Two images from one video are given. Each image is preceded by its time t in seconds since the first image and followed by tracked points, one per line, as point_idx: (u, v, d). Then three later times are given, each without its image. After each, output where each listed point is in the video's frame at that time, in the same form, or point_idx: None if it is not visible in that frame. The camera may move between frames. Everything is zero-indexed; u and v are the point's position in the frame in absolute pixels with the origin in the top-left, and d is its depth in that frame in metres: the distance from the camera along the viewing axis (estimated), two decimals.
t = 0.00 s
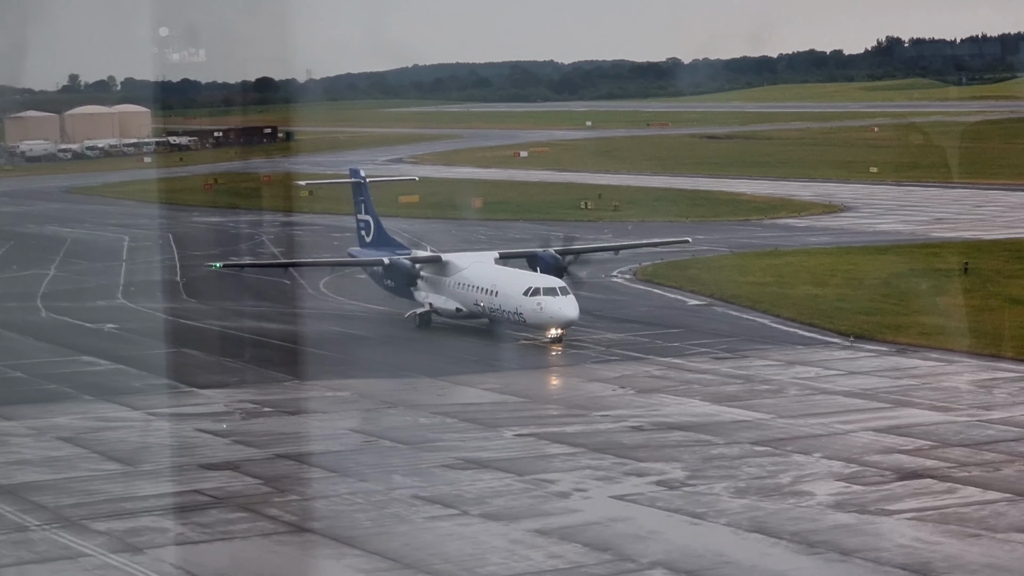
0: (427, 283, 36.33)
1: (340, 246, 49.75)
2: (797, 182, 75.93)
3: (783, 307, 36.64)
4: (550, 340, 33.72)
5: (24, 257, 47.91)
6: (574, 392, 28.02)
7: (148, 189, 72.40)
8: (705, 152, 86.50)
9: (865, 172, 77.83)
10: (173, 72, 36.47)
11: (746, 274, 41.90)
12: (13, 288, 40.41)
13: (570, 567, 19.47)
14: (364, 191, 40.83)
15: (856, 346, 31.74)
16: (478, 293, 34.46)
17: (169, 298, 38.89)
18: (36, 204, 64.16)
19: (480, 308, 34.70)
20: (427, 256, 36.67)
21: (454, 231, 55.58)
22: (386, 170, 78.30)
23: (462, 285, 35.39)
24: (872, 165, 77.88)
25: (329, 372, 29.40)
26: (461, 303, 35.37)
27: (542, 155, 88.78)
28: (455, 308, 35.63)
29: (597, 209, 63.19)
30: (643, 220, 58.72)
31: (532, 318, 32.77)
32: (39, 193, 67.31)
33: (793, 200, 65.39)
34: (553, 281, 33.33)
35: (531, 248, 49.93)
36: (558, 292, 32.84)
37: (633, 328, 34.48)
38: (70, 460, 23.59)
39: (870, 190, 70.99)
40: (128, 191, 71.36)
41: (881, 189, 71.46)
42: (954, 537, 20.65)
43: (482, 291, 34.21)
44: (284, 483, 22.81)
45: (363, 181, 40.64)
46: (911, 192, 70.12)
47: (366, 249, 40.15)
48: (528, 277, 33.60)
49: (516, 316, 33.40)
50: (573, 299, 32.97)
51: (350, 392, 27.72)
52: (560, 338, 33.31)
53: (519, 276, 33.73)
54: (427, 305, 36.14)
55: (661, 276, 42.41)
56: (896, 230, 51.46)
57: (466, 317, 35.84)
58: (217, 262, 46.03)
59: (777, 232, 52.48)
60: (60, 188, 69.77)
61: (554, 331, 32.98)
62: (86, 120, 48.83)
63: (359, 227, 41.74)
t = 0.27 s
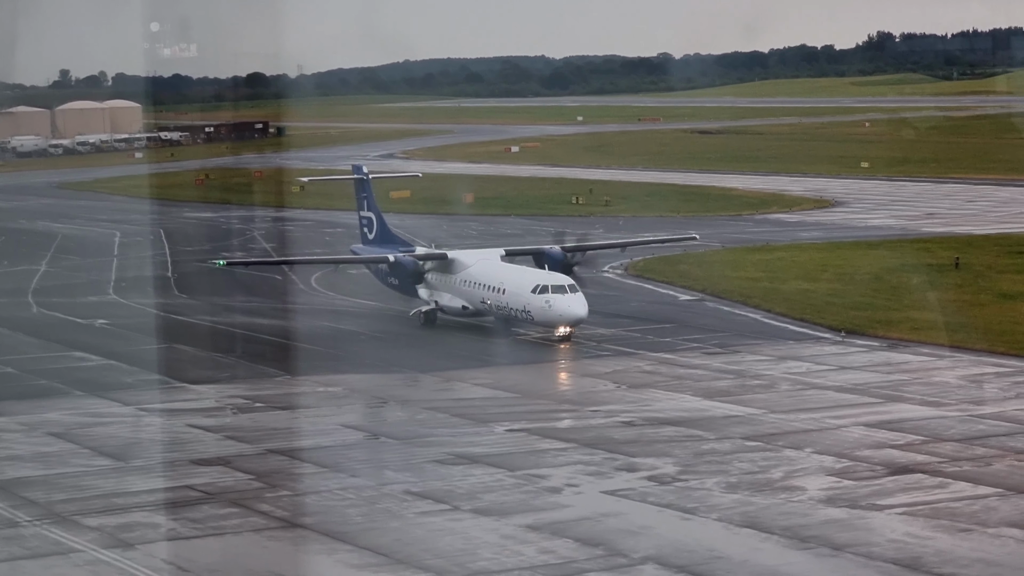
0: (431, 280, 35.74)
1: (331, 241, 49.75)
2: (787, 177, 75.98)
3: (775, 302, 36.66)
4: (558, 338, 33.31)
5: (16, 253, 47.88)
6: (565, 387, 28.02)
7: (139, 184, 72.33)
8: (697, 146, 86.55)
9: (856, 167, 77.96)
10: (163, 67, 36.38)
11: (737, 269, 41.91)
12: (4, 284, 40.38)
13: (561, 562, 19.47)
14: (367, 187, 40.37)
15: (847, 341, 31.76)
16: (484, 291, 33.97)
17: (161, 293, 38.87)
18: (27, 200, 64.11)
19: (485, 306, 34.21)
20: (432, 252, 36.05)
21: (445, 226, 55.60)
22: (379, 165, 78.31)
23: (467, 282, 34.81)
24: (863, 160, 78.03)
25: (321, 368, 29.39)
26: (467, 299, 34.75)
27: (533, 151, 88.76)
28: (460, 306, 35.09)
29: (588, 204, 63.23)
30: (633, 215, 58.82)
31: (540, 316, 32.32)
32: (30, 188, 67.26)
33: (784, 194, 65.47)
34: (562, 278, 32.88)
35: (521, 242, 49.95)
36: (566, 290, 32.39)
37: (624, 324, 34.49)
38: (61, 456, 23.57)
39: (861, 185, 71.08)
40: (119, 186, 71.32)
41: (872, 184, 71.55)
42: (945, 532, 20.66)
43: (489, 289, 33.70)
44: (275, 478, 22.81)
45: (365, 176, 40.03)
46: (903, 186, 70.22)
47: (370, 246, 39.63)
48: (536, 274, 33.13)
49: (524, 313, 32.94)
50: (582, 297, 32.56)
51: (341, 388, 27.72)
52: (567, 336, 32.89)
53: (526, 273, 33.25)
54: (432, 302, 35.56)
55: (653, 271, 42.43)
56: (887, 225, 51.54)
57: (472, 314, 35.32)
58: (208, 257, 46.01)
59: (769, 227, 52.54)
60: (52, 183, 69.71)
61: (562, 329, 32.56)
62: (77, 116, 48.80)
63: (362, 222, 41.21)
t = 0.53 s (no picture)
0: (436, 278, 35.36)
1: (321, 236, 49.71)
2: (777, 173, 75.92)
3: (763, 296, 36.67)
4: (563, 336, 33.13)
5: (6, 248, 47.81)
6: (554, 381, 28.01)
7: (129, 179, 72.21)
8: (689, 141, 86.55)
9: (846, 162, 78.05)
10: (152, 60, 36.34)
11: (726, 264, 41.89)
12: None
13: (550, 557, 19.49)
14: (368, 183, 39.92)
15: (836, 335, 31.77)
16: (490, 288, 33.75)
17: (151, 288, 38.85)
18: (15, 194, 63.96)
19: (491, 304, 33.97)
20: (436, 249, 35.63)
21: (434, 221, 55.53)
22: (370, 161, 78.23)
23: (472, 280, 34.56)
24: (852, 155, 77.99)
25: (310, 362, 29.39)
26: (472, 297, 34.51)
27: (522, 146, 88.60)
28: (464, 303, 34.77)
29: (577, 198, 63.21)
30: (623, 209, 58.80)
31: (548, 313, 32.16)
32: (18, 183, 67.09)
33: (775, 189, 65.44)
34: (567, 275, 32.74)
35: (510, 237, 49.90)
36: (573, 287, 32.27)
37: (613, 318, 34.50)
38: (50, 450, 23.56)
39: (851, 180, 70.98)
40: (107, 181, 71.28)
41: (863, 179, 71.50)
42: (934, 525, 20.70)
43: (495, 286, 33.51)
44: (264, 473, 22.81)
45: (365, 173, 39.51)
46: (893, 182, 70.16)
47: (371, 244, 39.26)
48: (541, 272, 33.00)
49: (531, 311, 32.76)
50: (588, 294, 32.48)
51: (331, 382, 27.73)
52: (573, 334, 32.76)
53: (533, 270, 33.08)
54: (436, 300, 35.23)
55: (643, 266, 42.45)
56: (876, 220, 51.56)
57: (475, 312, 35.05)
58: (198, 252, 45.97)
59: (758, 221, 52.54)
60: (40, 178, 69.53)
61: (569, 327, 32.41)
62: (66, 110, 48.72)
63: (362, 218, 40.81)
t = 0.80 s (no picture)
0: (441, 274, 34.94)
1: (311, 231, 49.66)
2: (767, 167, 76.00)
3: (754, 291, 36.69)
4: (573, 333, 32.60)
5: None
6: (545, 376, 28.01)
7: (120, 175, 72.12)
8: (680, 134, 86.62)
9: (836, 157, 78.19)
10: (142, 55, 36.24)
11: (716, 258, 41.95)
12: None
13: (541, 552, 19.49)
14: (370, 179, 39.57)
15: (826, 330, 31.80)
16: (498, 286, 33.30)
17: (141, 283, 38.84)
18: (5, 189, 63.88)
19: (498, 301, 33.53)
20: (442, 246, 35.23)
21: (423, 215, 55.56)
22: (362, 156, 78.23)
23: (479, 277, 34.11)
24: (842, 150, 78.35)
25: (301, 357, 29.37)
26: (479, 294, 34.03)
27: (512, 141, 88.59)
28: (471, 300, 34.38)
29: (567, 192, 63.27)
30: (613, 204, 58.86)
31: (556, 311, 31.67)
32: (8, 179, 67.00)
33: (765, 183, 65.48)
34: (577, 272, 32.22)
35: (500, 231, 49.91)
36: (583, 284, 31.74)
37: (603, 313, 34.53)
38: (40, 445, 23.54)
39: (841, 175, 71.08)
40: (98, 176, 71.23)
41: (853, 173, 71.60)
42: (924, 520, 20.71)
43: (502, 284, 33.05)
44: (255, 467, 22.80)
45: (368, 168, 38.97)
46: (883, 177, 70.28)
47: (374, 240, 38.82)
48: (550, 268, 32.46)
49: (539, 308, 32.27)
50: (598, 291, 31.93)
51: (321, 377, 27.72)
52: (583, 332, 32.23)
53: (542, 267, 32.58)
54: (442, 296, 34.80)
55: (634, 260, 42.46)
56: (866, 213, 51.64)
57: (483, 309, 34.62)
58: (189, 247, 45.95)
59: (748, 216, 52.60)
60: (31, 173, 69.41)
61: (578, 324, 31.91)
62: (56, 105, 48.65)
63: (365, 214, 40.33)
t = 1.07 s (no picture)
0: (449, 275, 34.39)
1: (303, 230, 49.67)
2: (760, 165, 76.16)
3: (747, 289, 36.71)
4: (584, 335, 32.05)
5: None
6: (537, 375, 28.00)
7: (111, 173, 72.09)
8: (673, 132, 86.65)
9: (828, 156, 78.34)
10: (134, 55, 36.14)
11: (708, 258, 41.99)
12: None
13: (533, 550, 19.50)
14: (375, 178, 39.07)
15: (818, 328, 31.82)
16: (506, 288, 32.74)
17: (133, 282, 38.82)
18: None
19: (507, 302, 32.94)
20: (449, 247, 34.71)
21: (415, 214, 55.64)
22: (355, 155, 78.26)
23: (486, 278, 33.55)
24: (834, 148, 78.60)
25: (293, 356, 29.36)
26: (486, 296, 33.47)
27: (505, 139, 88.64)
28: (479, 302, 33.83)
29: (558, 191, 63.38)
30: (604, 202, 58.94)
31: (567, 313, 31.11)
32: None
33: (756, 182, 65.56)
34: (588, 274, 31.68)
35: (493, 229, 49.95)
36: (594, 286, 31.19)
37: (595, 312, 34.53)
38: (31, 445, 23.53)
39: (833, 173, 71.23)
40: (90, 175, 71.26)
41: (845, 172, 71.75)
42: (916, 518, 20.74)
43: (511, 285, 32.50)
44: (247, 466, 22.80)
45: (374, 168, 38.60)
46: (876, 174, 70.45)
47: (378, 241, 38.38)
48: (560, 270, 31.90)
49: (549, 311, 31.72)
50: (609, 292, 31.36)
51: (313, 376, 27.71)
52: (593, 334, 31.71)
53: (552, 268, 32.03)
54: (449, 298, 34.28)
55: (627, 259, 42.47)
56: (858, 212, 51.76)
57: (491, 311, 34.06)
58: (180, 246, 45.93)
59: (741, 214, 52.69)
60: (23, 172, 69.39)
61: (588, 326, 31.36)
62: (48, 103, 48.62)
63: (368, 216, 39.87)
